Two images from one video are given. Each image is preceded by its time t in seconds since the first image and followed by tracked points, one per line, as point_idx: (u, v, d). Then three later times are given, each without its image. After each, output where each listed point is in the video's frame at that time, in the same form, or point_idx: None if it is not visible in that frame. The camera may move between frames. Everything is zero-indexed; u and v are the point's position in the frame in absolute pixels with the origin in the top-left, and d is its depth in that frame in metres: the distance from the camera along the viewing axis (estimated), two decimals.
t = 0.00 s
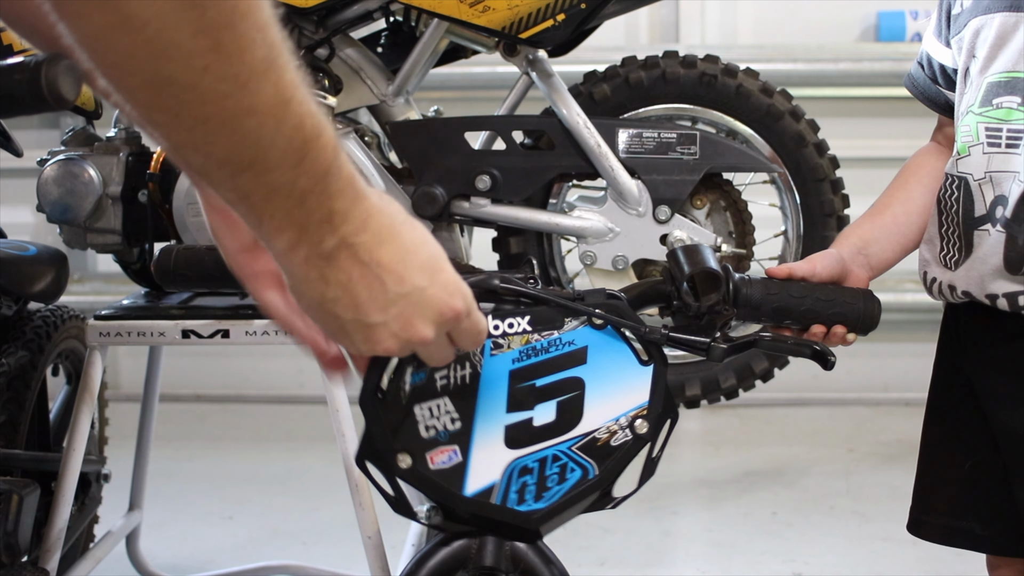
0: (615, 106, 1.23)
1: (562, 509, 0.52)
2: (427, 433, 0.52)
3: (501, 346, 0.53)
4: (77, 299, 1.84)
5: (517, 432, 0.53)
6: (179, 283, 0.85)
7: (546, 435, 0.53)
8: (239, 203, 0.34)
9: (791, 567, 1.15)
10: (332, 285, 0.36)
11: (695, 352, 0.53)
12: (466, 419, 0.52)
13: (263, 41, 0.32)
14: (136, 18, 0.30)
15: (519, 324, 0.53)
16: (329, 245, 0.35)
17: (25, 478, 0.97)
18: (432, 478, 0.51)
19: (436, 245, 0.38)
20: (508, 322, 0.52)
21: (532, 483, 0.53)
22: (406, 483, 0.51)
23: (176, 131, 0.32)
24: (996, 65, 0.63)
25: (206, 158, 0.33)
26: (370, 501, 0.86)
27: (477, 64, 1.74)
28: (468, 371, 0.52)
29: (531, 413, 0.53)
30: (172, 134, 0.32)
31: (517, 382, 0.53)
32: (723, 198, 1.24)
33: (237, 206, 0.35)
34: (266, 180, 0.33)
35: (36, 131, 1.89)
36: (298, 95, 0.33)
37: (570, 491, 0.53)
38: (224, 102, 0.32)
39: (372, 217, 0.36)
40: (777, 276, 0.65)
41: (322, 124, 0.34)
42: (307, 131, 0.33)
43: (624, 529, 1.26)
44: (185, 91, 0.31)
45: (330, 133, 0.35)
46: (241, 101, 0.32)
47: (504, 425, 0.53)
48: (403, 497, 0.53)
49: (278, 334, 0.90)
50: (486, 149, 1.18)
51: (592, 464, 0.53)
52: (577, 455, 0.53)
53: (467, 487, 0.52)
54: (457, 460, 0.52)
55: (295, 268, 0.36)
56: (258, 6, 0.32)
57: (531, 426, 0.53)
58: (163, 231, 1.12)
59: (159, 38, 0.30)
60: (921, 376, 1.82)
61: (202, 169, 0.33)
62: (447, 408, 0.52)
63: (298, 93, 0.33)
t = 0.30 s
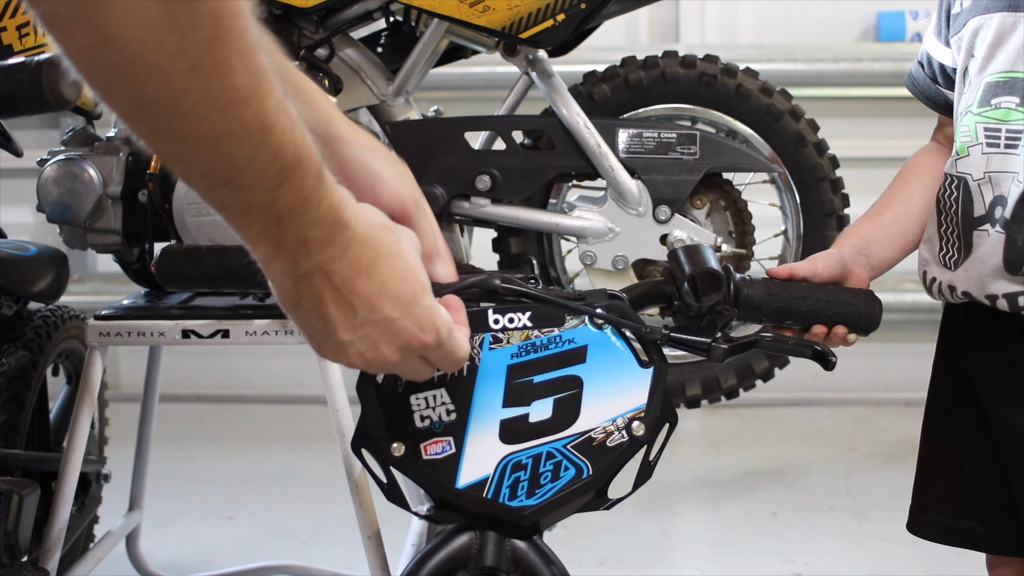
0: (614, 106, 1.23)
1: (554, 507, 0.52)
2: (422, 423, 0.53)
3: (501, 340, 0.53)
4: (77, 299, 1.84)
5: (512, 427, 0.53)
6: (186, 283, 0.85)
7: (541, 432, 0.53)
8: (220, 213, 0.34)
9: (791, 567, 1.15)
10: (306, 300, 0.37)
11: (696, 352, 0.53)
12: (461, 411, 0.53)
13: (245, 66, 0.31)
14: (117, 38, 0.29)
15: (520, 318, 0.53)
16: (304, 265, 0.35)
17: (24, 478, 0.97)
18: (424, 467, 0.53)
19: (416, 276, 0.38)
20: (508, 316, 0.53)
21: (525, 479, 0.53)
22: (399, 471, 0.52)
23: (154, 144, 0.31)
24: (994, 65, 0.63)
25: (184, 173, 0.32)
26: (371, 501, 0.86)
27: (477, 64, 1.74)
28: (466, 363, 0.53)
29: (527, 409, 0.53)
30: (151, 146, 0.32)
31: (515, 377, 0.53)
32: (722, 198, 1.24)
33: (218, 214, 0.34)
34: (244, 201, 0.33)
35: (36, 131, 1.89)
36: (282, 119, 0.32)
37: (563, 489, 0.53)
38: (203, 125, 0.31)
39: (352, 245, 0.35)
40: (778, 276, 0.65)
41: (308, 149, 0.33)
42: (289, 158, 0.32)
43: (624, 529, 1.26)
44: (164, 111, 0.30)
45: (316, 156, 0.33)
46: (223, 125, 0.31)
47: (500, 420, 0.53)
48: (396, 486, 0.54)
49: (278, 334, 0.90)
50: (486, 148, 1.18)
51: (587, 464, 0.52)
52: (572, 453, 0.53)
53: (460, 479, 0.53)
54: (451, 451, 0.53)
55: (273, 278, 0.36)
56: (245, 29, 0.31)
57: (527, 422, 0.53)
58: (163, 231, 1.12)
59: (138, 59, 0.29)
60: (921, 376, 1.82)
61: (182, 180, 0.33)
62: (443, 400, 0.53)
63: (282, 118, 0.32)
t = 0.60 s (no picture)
0: (614, 107, 1.23)
1: (551, 505, 0.53)
2: (422, 417, 0.53)
3: (503, 337, 0.53)
4: (77, 299, 1.84)
5: (512, 424, 0.53)
6: (188, 282, 0.85)
7: (540, 430, 0.53)
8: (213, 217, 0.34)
9: (791, 567, 1.15)
10: (298, 304, 0.37)
11: (699, 353, 0.53)
12: (462, 407, 0.53)
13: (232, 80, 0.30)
14: (103, 52, 0.29)
15: (523, 316, 0.53)
16: (295, 271, 0.35)
17: (24, 478, 0.97)
18: (423, 460, 0.53)
19: (408, 286, 0.38)
20: (511, 313, 0.53)
21: (523, 477, 0.53)
22: (398, 463, 0.53)
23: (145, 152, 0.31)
24: (995, 61, 0.63)
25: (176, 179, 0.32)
26: (371, 501, 0.86)
27: (477, 64, 1.74)
28: (469, 358, 0.52)
29: (528, 406, 0.53)
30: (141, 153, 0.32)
31: (517, 374, 0.53)
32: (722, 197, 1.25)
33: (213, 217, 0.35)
34: (233, 208, 0.33)
35: (36, 131, 1.89)
36: (272, 131, 0.32)
37: (562, 488, 0.53)
38: (191, 137, 0.31)
39: (343, 255, 0.35)
40: (783, 277, 0.65)
41: (298, 160, 0.33)
42: (279, 170, 0.32)
43: (624, 529, 1.26)
44: (152, 123, 0.30)
45: (308, 167, 0.33)
46: (211, 138, 0.31)
47: (500, 416, 0.53)
48: (394, 478, 0.54)
49: (278, 334, 0.90)
50: (486, 149, 1.18)
51: (587, 463, 0.52)
52: (571, 452, 0.53)
53: (458, 473, 0.53)
54: (450, 446, 0.53)
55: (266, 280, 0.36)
56: (233, 43, 0.30)
57: (527, 419, 0.53)
58: (163, 231, 1.12)
59: (125, 73, 0.29)
60: (921, 376, 1.82)
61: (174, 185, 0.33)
62: (444, 395, 0.53)
63: (271, 130, 0.32)
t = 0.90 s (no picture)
0: (613, 107, 1.23)
1: (552, 505, 0.53)
2: (422, 418, 0.53)
3: (503, 337, 0.53)
4: (77, 299, 1.84)
5: (512, 424, 0.53)
6: (190, 282, 0.85)
7: (541, 430, 0.53)
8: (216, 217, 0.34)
9: (791, 567, 1.15)
10: (298, 304, 0.37)
11: (699, 353, 0.53)
12: (461, 407, 0.53)
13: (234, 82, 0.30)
14: (107, 56, 0.29)
15: (523, 315, 0.53)
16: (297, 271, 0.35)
17: (24, 478, 0.97)
18: (423, 461, 0.53)
19: (409, 289, 0.38)
20: (510, 313, 0.53)
21: (524, 477, 0.53)
22: (398, 465, 0.53)
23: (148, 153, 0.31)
24: (998, 61, 0.63)
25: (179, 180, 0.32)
26: (370, 501, 0.86)
27: (477, 65, 1.74)
28: (468, 358, 0.52)
29: (528, 407, 0.53)
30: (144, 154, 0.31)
31: (516, 374, 0.53)
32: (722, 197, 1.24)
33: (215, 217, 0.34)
34: (236, 209, 0.33)
35: (36, 131, 1.89)
36: (275, 133, 0.32)
37: (562, 488, 0.53)
38: (194, 139, 0.31)
39: (345, 257, 0.35)
40: (783, 277, 0.65)
41: (301, 161, 0.33)
42: (281, 171, 0.32)
43: (624, 529, 1.26)
44: (156, 124, 0.30)
45: (310, 168, 0.33)
46: (216, 141, 0.31)
47: (500, 416, 0.53)
48: (395, 480, 0.54)
49: (278, 334, 0.90)
50: (486, 149, 1.18)
51: (587, 463, 0.53)
52: (572, 452, 0.53)
53: (458, 474, 0.53)
54: (450, 446, 0.53)
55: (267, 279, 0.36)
56: (237, 45, 0.30)
57: (527, 419, 0.53)
58: (163, 231, 1.12)
59: (128, 75, 0.29)
60: (921, 377, 1.82)
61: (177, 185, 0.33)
62: (445, 395, 0.53)
63: (274, 131, 0.32)
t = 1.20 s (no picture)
0: (611, 108, 1.23)
1: (560, 507, 0.53)
2: (429, 420, 0.53)
3: (510, 338, 0.53)
4: (77, 299, 1.84)
5: (520, 426, 0.53)
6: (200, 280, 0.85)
7: (549, 432, 0.53)
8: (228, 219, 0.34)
9: (791, 567, 1.15)
10: (309, 306, 0.37)
11: (706, 355, 0.52)
12: (469, 409, 0.53)
13: (247, 86, 0.30)
14: (121, 63, 0.29)
15: (529, 317, 0.52)
16: (308, 273, 0.35)
17: (24, 478, 0.97)
18: (431, 464, 0.53)
19: (420, 292, 0.38)
20: (517, 314, 0.52)
21: (532, 479, 0.53)
22: (406, 467, 0.53)
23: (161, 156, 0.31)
24: (997, 63, 0.63)
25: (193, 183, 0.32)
26: (371, 501, 0.86)
27: (477, 64, 1.74)
28: (475, 360, 0.52)
29: (536, 408, 0.53)
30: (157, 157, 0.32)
31: (524, 376, 0.53)
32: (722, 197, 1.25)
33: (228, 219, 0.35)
34: (248, 212, 0.33)
35: (36, 131, 1.89)
36: (287, 137, 0.32)
37: (570, 490, 0.53)
38: (207, 144, 0.31)
39: (356, 259, 0.35)
40: (791, 280, 0.64)
41: (313, 165, 0.33)
42: (294, 174, 0.32)
43: (624, 529, 1.26)
44: (170, 129, 0.30)
45: (322, 171, 0.33)
46: (229, 144, 0.31)
47: (508, 418, 0.53)
48: (403, 482, 0.54)
49: (278, 334, 0.90)
50: (486, 149, 1.18)
51: (595, 465, 0.53)
52: (580, 454, 0.53)
53: (466, 476, 0.53)
54: (458, 448, 0.53)
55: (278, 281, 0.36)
56: (250, 51, 0.30)
57: (535, 421, 0.53)
58: (163, 231, 1.12)
59: (143, 81, 0.29)
60: (921, 376, 1.82)
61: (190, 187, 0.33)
62: (452, 398, 0.53)
63: (287, 136, 0.32)
